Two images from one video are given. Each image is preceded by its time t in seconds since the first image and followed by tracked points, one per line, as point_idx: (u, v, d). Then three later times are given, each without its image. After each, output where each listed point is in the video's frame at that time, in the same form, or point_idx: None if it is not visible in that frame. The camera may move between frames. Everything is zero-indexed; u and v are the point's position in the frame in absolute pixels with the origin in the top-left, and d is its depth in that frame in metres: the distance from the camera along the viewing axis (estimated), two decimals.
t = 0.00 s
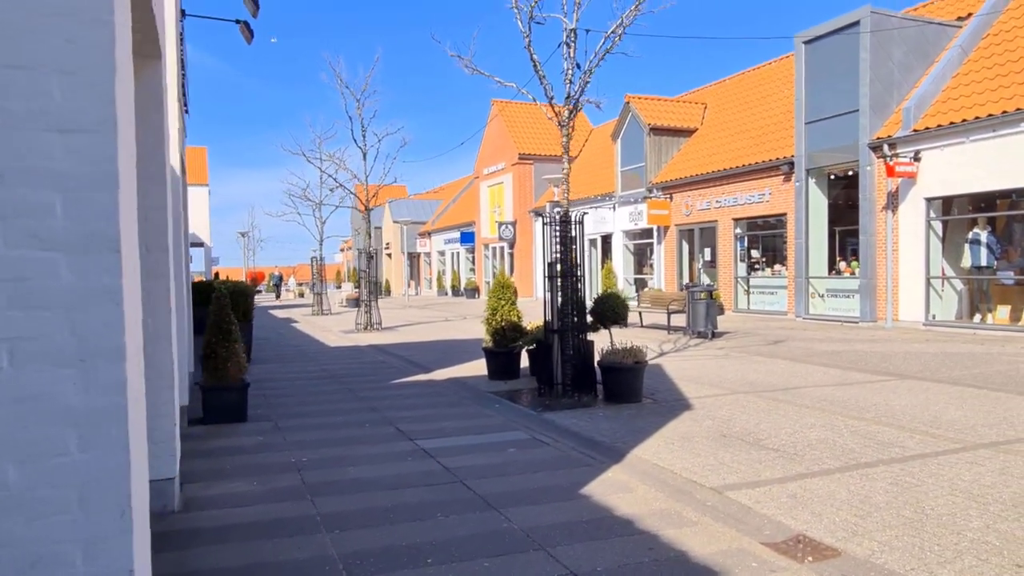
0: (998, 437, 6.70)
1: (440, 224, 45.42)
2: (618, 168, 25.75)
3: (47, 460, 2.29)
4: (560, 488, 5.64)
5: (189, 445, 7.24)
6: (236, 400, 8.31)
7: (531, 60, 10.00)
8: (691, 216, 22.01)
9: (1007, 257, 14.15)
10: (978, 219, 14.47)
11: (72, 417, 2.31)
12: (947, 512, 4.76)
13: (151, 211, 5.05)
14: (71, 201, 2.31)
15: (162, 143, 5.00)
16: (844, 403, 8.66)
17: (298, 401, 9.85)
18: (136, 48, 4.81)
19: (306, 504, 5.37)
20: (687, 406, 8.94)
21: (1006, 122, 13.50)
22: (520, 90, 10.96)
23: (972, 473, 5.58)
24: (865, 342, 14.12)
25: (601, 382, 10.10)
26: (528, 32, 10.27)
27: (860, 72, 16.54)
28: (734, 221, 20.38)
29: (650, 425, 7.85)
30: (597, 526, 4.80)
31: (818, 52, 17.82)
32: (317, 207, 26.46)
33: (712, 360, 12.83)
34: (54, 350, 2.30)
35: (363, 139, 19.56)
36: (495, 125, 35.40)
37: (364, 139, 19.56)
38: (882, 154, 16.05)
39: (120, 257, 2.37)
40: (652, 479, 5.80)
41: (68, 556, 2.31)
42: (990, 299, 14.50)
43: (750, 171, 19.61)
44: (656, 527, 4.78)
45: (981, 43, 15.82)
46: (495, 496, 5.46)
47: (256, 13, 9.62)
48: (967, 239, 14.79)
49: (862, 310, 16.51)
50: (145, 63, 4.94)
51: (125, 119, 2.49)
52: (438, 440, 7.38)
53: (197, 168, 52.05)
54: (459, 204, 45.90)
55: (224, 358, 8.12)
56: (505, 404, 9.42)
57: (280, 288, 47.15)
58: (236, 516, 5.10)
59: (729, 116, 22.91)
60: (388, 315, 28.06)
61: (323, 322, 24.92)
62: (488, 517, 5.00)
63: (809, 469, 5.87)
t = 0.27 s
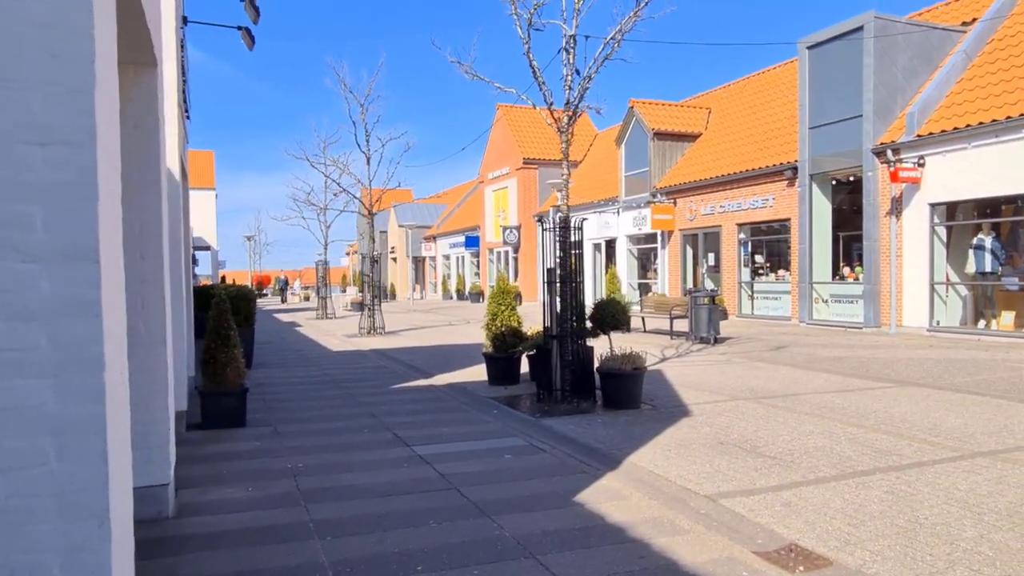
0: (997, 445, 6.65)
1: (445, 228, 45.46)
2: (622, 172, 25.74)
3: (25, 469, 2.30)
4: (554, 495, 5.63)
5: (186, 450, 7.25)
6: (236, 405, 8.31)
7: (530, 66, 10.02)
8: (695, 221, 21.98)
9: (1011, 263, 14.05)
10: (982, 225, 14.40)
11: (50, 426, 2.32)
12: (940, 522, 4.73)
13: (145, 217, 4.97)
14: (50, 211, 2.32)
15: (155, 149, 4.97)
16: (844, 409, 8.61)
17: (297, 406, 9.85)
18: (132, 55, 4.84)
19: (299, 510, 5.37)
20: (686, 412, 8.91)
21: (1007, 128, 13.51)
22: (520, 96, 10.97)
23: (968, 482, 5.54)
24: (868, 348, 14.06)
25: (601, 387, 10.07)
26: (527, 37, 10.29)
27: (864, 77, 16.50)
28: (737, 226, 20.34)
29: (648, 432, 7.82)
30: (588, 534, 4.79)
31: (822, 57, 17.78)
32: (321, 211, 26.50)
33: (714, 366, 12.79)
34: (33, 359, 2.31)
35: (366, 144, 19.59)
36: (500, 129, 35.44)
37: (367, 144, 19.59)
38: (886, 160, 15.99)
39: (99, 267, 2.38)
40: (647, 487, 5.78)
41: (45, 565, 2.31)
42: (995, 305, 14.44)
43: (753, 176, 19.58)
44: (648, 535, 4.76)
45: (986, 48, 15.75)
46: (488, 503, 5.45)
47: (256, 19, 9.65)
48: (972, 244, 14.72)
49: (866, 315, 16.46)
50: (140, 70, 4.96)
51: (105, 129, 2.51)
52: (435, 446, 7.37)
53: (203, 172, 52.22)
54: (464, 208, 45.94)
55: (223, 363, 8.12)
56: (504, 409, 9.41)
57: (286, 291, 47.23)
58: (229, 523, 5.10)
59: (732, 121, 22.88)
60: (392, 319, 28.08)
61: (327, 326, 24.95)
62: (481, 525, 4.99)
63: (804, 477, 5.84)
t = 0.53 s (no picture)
0: (998, 450, 6.60)
1: (450, 231, 45.51)
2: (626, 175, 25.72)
3: (14, 475, 2.37)
4: (551, 500, 5.63)
5: (187, 453, 7.28)
6: (237, 408, 8.32)
7: (532, 70, 10.06)
8: (700, 224, 21.95)
9: (1017, 266, 13.93)
10: (987, 228, 14.32)
11: (39, 432, 2.39)
12: (938, 528, 4.71)
13: (145, 221, 4.97)
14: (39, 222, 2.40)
15: (155, 154, 5.00)
16: (845, 414, 8.58)
17: (299, 409, 9.88)
18: (133, 64, 4.90)
19: (297, 514, 5.38)
20: (687, 416, 8.89)
21: (1010, 132, 13.51)
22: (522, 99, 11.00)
23: (968, 488, 5.51)
24: (872, 352, 14.01)
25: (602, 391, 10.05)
26: (529, 42, 10.32)
27: (868, 80, 16.47)
28: (742, 229, 20.31)
29: (647, 436, 7.81)
30: (584, 539, 4.79)
31: (826, 60, 17.74)
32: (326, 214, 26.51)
33: (717, 370, 12.75)
34: (23, 367, 2.38)
35: (371, 147, 19.63)
36: (505, 132, 35.48)
37: (372, 147, 19.62)
38: (890, 163, 15.95)
39: (87, 276, 2.46)
40: (644, 492, 5.78)
41: (33, 567, 2.38)
42: (1000, 308, 14.34)
43: (758, 179, 19.55)
44: (643, 541, 4.76)
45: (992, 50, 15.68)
46: (484, 508, 5.45)
47: (259, 23, 9.70)
48: (977, 248, 14.64)
49: (870, 319, 16.41)
50: (140, 77, 5.03)
51: (95, 142, 2.59)
52: (435, 449, 7.37)
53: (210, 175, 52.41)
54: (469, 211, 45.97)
55: (225, 367, 8.14)
56: (505, 413, 9.41)
57: (292, 294, 47.32)
58: (226, 526, 5.12)
59: (737, 124, 22.86)
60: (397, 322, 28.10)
61: (332, 328, 24.99)
62: (476, 529, 5.00)
63: (803, 483, 5.82)
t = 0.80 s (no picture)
0: (995, 456, 6.58)
1: (453, 235, 45.56)
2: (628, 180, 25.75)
3: (6, 483, 2.40)
4: (547, 506, 5.63)
5: (186, 458, 7.30)
6: (237, 413, 8.31)
7: (531, 77, 10.09)
8: (701, 228, 21.96)
9: (1019, 271, 13.87)
10: (989, 233, 14.28)
11: (30, 440, 2.41)
12: (933, 535, 4.71)
13: (142, 228, 4.98)
14: (32, 232, 2.42)
15: (154, 161, 5.02)
16: (844, 420, 8.57)
17: (299, 414, 9.90)
18: (131, 72, 4.94)
19: (294, 519, 5.40)
20: (686, 422, 8.88)
21: (1010, 137, 13.51)
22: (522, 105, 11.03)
23: (964, 494, 5.50)
24: (873, 358, 14.00)
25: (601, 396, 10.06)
26: (528, 48, 10.35)
27: (869, 85, 16.47)
28: (743, 234, 20.31)
29: (646, 442, 7.81)
30: (579, 545, 4.80)
31: (828, 65, 17.75)
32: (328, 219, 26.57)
33: (717, 375, 12.75)
34: (15, 376, 2.41)
35: (373, 152, 19.67)
36: (508, 137, 35.52)
37: (374, 152, 19.67)
38: (891, 168, 15.95)
39: (79, 286, 2.48)
40: (641, 498, 5.78)
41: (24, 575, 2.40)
42: (1002, 313, 14.28)
43: (759, 184, 19.55)
44: (638, 547, 4.77)
45: (992, 56, 15.67)
46: (480, 514, 5.46)
47: (260, 30, 9.74)
48: (979, 253, 14.59)
49: (872, 324, 16.39)
50: (139, 84, 5.07)
51: (88, 152, 2.62)
52: (433, 455, 7.38)
53: (213, 179, 52.54)
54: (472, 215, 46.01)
55: (224, 372, 8.16)
56: (504, 418, 9.42)
57: (295, 298, 47.40)
58: (223, 532, 5.13)
59: (738, 129, 22.88)
60: (399, 326, 28.13)
61: (334, 332, 25.05)
62: (472, 535, 5.01)
63: (799, 489, 5.82)
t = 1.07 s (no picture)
0: (993, 461, 6.56)
1: (453, 239, 45.58)
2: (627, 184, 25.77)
3: None
4: (543, 511, 5.64)
5: (183, 463, 7.30)
6: (236, 418, 8.31)
7: (528, 82, 10.12)
8: (701, 232, 21.97)
9: (1018, 275, 13.87)
10: (987, 237, 14.30)
11: (23, 449, 2.42)
12: (928, 540, 4.71)
13: (137, 235, 5.00)
14: (23, 241, 2.44)
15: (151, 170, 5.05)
16: (841, 424, 8.57)
17: (297, 419, 9.90)
18: (127, 80, 4.94)
19: (290, 525, 5.40)
20: (684, 427, 8.88)
21: (1007, 142, 13.53)
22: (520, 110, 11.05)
23: (960, 499, 5.49)
24: (872, 361, 14.00)
25: (599, 401, 10.05)
26: (526, 53, 10.38)
27: (867, 90, 16.49)
28: (742, 238, 20.32)
29: (643, 447, 7.82)
30: (573, 551, 4.81)
31: (826, 70, 17.77)
32: (328, 223, 26.53)
33: (716, 379, 12.74)
34: (6, 384, 2.42)
35: (372, 156, 19.67)
36: (507, 141, 35.56)
37: (373, 157, 19.67)
38: (889, 172, 15.96)
39: (71, 295, 2.49)
40: (637, 503, 5.78)
41: None
42: (1001, 317, 14.31)
43: (758, 188, 19.57)
44: (633, 552, 4.77)
45: (990, 60, 15.69)
46: (476, 519, 5.46)
47: (258, 35, 9.77)
48: (977, 257, 14.62)
49: (871, 328, 16.40)
50: (136, 92, 5.09)
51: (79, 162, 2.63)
52: (431, 460, 7.38)
53: (214, 184, 52.60)
54: (472, 219, 46.02)
55: (223, 377, 8.19)
56: (502, 423, 9.42)
57: (295, 301, 47.40)
58: (219, 537, 5.13)
59: (737, 133, 22.90)
60: (399, 330, 28.12)
61: (334, 337, 25.05)
62: (467, 540, 5.01)
63: (795, 494, 5.82)
